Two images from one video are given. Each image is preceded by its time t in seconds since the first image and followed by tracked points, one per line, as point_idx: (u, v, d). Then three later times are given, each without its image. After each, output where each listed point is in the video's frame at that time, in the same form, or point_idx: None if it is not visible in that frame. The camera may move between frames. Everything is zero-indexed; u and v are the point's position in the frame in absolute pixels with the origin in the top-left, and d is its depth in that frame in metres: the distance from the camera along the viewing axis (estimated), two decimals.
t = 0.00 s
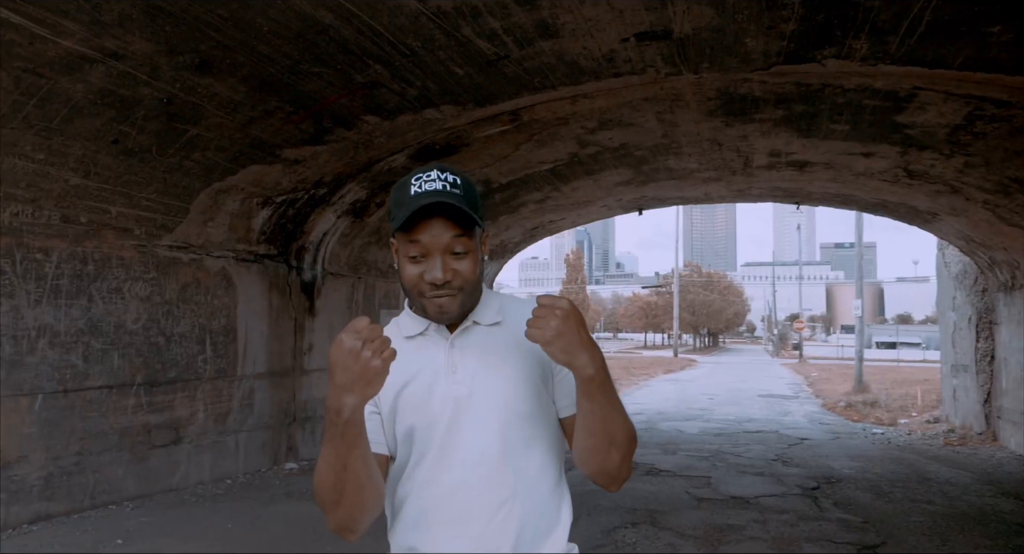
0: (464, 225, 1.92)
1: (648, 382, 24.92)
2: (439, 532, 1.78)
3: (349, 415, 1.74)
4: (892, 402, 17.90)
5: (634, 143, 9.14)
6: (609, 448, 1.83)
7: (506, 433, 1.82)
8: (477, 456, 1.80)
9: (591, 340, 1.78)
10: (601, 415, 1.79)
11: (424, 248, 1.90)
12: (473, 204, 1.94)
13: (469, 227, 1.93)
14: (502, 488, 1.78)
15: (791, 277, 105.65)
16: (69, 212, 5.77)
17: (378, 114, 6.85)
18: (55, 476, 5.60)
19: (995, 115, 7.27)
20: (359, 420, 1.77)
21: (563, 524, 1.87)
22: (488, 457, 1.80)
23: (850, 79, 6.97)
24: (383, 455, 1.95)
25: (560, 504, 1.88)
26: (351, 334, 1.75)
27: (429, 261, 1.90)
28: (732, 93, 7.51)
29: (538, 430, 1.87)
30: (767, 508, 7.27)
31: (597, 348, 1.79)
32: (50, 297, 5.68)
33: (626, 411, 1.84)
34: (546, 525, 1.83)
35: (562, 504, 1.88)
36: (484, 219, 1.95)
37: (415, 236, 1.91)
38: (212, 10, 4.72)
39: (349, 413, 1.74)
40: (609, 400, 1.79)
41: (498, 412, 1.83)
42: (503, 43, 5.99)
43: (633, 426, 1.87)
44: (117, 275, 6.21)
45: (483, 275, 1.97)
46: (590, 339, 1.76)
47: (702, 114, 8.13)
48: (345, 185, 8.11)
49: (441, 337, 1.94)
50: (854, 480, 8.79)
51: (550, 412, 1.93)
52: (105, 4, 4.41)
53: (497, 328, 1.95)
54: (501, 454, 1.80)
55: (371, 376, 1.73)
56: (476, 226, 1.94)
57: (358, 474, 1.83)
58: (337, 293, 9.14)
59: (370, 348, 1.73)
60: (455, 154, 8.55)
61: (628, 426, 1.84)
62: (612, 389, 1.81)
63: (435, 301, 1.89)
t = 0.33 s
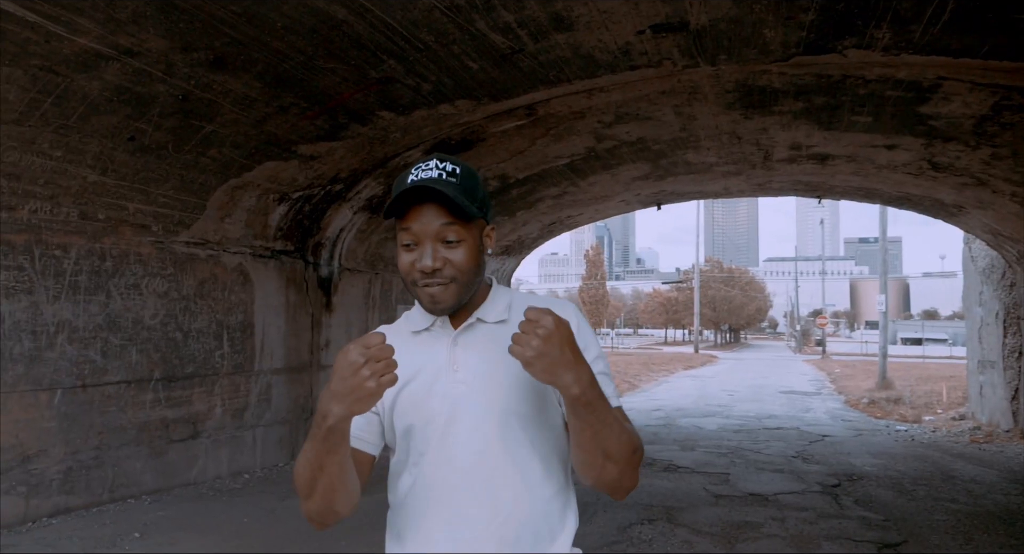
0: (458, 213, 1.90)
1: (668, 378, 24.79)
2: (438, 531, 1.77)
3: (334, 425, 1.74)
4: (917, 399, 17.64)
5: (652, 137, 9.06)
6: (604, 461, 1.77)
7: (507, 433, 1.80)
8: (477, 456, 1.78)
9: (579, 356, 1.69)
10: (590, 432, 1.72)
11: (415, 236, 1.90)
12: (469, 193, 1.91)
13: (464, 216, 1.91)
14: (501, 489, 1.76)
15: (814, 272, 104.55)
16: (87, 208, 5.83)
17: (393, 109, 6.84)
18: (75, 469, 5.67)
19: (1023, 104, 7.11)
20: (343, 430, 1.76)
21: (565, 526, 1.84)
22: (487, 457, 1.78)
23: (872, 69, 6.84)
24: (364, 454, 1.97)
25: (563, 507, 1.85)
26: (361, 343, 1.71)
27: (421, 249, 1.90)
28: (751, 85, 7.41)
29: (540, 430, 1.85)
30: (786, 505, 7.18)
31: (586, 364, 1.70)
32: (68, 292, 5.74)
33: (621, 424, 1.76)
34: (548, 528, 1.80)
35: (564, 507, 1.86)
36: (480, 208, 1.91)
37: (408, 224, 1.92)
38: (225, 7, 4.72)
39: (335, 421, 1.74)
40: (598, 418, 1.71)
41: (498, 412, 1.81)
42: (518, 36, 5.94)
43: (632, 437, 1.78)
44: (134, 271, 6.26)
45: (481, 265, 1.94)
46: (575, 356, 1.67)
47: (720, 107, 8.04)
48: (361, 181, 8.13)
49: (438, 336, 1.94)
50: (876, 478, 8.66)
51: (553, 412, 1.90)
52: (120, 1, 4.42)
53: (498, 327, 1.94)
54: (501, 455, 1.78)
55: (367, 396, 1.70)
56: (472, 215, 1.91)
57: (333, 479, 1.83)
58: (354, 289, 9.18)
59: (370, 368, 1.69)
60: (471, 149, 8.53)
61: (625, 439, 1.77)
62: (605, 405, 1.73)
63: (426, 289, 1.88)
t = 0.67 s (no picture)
0: (453, 200, 1.89)
1: (687, 374, 24.63)
2: (436, 529, 1.73)
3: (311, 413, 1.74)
4: (941, 396, 17.39)
5: (669, 131, 8.98)
6: (614, 463, 1.72)
7: (509, 430, 1.77)
8: (477, 453, 1.75)
9: (569, 359, 1.64)
10: (593, 436, 1.67)
11: (410, 221, 1.92)
12: (468, 181, 1.89)
13: (461, 203, 1.90)
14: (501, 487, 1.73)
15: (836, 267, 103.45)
16: (103, 205, 5.87)
17: (407, 105, 6.83)
18: (92, 464, 5.72)
19: None
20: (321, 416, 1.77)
21: (567, 531, 1.79)
22: (487, 453, 1.75)
23: (892, 60, 6.72)
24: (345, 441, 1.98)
25: (565, 511, 1.81)
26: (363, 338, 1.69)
27: (414, 234, 1.91)
28: (769, 77, 7.31)
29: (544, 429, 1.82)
30: (805, 502, 7.10)
31: (578, 366, 1.65)
32: (85, 289, 5.79)
33: (627, 424, 1.70)
34: (550, 531, 1.75)
35: (567, 511, 1.81)
36: (479, 196, 1.89)
37: (404, 210, 1.94)
38: (237, 3, 4.72)
39: (312, 407, 1.73)
40: (598, 422, 1.66)
41: (501, 408, 1.79)
42: (531, 30, 5.90)
43: (642, 435, 1.72)
44: (151, 268, 6.31)
45: (476, 255, 1.92)
46: (564, 360, 1.63)
47: (738, 99, 7.94)
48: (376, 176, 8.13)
49: (439, 336, 1.93)
50: (897, 475, 8.54)
51: (557, 413, 1.88)
52: None
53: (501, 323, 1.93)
54: (501, 452, 1.75)
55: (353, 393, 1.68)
56: (469, 203, 1.89)
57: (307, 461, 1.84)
58: (369, 284, 9.20)
59: (359, 369, 1.67)
60: (486, 144, 8.50)
61: (634, 440, 1.71)
62: (606, 406, 1.67)
63: (416, 275, 1.89)
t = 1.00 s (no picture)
0: (450, 185, 1.90)
1: (707, 370, 24.45)
2: (438, 526, 1.70)
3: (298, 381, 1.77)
4: (966, 392, 17.12)
5: (686, 125, 8.89)
6: (628, 451, 1.65)
7: (512, 426, 1.74)
8: (480, 448, 1.73)
9: (570, 345, 1.60)
10: (603, 424, 1.62)
11: (408, 204, 1.94)
12: (468, 167, 1.90)
13: (459, 189, 1.91)
14: (503, 484, 1.70)
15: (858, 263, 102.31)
16: (120, 202, 5.92)
17: (421, 100, 6.81)
18: (110, 459, 5.78)
19: None
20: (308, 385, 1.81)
21: (571, 532, 1.75)
22: (490, 450, 1.73)
23: (914, 50, 6.60)
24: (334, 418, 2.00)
25: (569, 511, 1.76)
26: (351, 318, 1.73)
27: (410, 218, 1.93)
28: (787, 69, 7.21)
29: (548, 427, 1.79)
30: (823, 500, 7.01)
31: (580, 352, 1.61)
32: (103, 285, 5.84)
33: (639, 410, 1.63)
34: (552, 532, 1.70)
35: (571, 511, 1.77)
36: (476, 182, 1.89)
37: (405, 193, 1.96)
38: None
39: (297, 377, 1.77)
40: (606, 408, 1.60)
41: (504, 403, 1.76)
42: (545, 24, 5.85)
43: (656, 421, 1.65)
44: (167, 264, 6.35)
45: (472, 241, 1.91)
46: (565, 346, 1.60)
47: (755, 93, 7.84)
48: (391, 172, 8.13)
49: (443, 326, 1.92)
50: (919, 473, 8.42)
51: (563, 409, 1.84)
52: None
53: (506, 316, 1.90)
54: (503, 448, 1.72)
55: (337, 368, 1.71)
56: (466, 188, 1.90)
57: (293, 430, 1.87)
58: (385, 281, 9.23)
59: (346, 348, 1.71)
60: (501, 140, 8.47)
61: (647, 427, 1.63)
62: (613, 393, 1.62)
63: (410, 258, 1.91)
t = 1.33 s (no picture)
0: (452, 169, 1.89)
1: (725, 366, 24.29)
2: (436, 521, 1.69)
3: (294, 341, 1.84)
4: (990, 389, 16.86)
5: (702, 119, 8.81)
6: (641, 432, 1.57)
7: (512, 421, 1.71)
8: (480, 443, 1.71)
9: (573, 321, 1.57)
10: (612, 402, 1.55)
11: (411, 185, 1.94)
12: (471, 152, 1.89)
13: (461, 173, 1.90)
14: (502, 478, 1.67)
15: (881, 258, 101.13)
16: (135, 199, 5.95)
17: (434, 95, 6.80)
18: (127, 454, 5.83)
19: None
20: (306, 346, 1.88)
21: (572, 532, 1.71)
22: (490, 444, 1.70)
23: (935, 40, 6.48)
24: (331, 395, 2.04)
25: (572, 511, 1.73)
26: (348, 285, 1.82)
27: (413, 199, 1.93)
28: (805, 61, 7.10)
29: (551, 423, 1.75)
30: (841, 497, 6.93)
31: (584, 328, 1.57)
32: (119, 281, 5.89)
33: (650, 387, 1.56)
34: (552, 531, 1.67)
35: (574, 510, 1.73)
36: (477, 166, 1.87)
37: (411, 174, 1.97)
38: None
39: (296, 335, 1.86)
40: (614, 384, 1.54)
41: (505, 396, 1.73)
42: (558, 17, 5.81)
43: (670, 399, 1.57)
44: (183, 260, 6.40)
45: (471, 226, 1.90)
46: (568, 320, 1.57)
47: (773, 85, 7.74)
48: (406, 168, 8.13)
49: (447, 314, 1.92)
50: (941, 470, 8.30)
51: (568, 404, 1.81)
52: None
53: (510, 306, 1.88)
54: (503, 443, 1.70)
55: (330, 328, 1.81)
56: (468, 173, 1.89)
57: (289, 393, 1.93)
58: (400, 276, 9.25)
59: (340, 311, 1.80)
60: (516, 135, 8.44)
61: (660, 405, 1.56)
62: (621, 369, 1.56)
63: (409, 238, 1.91)
